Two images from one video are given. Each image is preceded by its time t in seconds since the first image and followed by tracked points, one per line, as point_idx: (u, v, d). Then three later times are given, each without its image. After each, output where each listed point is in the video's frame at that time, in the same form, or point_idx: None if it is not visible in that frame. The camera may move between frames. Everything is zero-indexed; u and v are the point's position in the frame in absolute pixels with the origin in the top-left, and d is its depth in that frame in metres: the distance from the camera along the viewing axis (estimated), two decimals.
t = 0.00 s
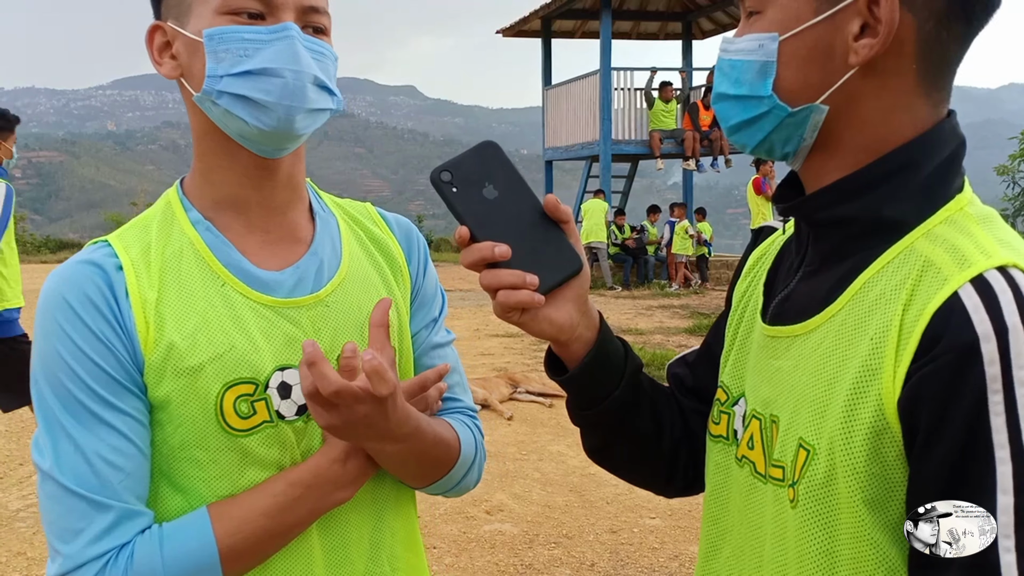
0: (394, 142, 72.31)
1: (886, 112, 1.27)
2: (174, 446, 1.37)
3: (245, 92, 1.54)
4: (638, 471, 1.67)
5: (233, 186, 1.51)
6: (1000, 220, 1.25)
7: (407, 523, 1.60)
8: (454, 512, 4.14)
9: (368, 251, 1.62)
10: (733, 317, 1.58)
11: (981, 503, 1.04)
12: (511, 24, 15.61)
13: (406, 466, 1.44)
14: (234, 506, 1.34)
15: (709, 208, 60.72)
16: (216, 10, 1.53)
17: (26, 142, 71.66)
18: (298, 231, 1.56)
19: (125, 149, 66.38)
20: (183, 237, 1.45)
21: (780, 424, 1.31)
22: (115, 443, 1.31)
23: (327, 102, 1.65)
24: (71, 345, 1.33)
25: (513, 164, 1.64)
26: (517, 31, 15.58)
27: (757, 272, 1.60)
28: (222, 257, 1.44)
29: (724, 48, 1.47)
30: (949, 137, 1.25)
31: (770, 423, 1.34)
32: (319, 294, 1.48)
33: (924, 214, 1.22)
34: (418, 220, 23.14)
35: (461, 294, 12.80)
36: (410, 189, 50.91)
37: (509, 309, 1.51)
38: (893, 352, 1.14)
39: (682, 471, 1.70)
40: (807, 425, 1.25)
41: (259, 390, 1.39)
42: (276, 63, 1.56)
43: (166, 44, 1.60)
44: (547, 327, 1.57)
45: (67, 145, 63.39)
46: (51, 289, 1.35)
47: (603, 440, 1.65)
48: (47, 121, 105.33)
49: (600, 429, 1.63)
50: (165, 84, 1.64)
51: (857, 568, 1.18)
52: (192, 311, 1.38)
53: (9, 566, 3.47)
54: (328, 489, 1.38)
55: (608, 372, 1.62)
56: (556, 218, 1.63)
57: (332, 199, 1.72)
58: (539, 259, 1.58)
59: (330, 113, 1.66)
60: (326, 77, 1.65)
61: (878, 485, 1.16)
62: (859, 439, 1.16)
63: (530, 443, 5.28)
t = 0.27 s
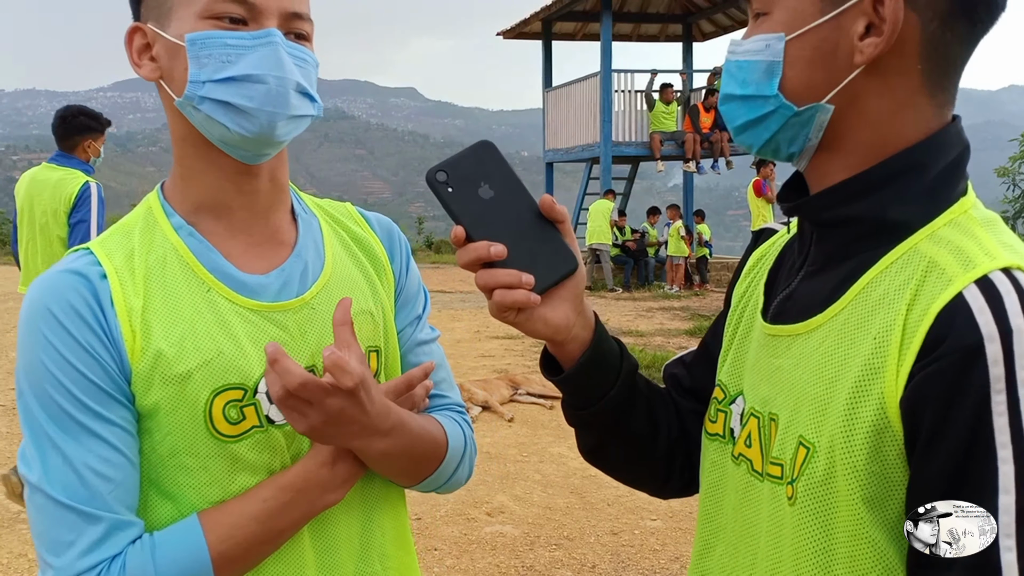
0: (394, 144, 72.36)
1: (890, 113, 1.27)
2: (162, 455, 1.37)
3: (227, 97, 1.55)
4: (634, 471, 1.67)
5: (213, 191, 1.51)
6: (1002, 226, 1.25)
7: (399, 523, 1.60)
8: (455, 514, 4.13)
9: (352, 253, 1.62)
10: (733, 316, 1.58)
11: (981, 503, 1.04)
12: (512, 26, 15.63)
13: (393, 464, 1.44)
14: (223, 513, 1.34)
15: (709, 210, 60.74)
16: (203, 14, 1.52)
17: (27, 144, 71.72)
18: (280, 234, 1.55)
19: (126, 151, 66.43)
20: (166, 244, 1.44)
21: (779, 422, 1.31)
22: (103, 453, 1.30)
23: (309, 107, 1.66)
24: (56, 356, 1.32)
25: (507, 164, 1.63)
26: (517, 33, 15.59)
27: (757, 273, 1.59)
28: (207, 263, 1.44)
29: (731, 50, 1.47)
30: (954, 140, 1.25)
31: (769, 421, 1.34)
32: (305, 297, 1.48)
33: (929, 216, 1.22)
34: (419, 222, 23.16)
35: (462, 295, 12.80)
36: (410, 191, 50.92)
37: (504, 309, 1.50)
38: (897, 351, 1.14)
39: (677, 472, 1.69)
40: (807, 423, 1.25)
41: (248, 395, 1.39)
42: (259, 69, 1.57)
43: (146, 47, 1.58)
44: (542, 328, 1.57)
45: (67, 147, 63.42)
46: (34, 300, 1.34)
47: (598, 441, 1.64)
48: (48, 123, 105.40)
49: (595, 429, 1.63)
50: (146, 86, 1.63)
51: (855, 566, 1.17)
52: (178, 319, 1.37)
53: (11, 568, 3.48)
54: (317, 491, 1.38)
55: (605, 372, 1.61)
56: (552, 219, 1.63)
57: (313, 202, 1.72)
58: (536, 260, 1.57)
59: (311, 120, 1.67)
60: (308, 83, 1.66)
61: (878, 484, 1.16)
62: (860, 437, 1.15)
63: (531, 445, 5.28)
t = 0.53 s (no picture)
0: (395, 146, 72.41)
1: (898, 115, 1.27)
2: (155, 458, 1.36)
3: (210, 102, 1.53)
4: (630, 474, 1.65)
5: (201, 193, 1.50)
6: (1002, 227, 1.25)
7: (393, 520, 1.59)
8: (455, 516, 4.13)
9: (338, 250, 1.62)
10: (731, 319, 1.57)
11: (982, 503, 1.03)
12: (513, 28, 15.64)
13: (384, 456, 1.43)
14: (217, 513, 1.33)
15: (710, 212, 60.74)
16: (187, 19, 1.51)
17: (28, 146, 71.81)
18: (267, 235, 1.55)
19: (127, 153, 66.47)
20: (154, 247, 1.44)
21: (780, 422, 1.30)
22: (96, 456, 1.30)
23: (294, 113, 1.64)
24: (47, 360, 1.32)
25: (501, 170, 1.63)
26: (518, 35, 15.60)
27: (756, 274, 1.59)
28: (195, 265, 1.43)
29: (739, 45, 1.46)
30: (955, 143, 1.25)
31: (769, 421, 1.33)
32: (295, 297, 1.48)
33: (930, 216, 1.21)
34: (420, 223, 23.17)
35: (462, 297, 12.79)
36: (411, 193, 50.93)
37: (503, 311, 1.50)
38: (900, 348, 1.13)
39: (674, 475, 1.68)
40: (808, 421, 1.24)
41: (239, 396, 1.39)
42: (241, 75, 1.56)
43: (130, 50, 1.59)
44: (541, 330, 1.57)
45: (69, 149, 63.49)
46: (23, 305, 1.34)
47: (595, 444, 1.63)
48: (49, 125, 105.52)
49: (592, 432, 1.62)
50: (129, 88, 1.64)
51: (854, 565, 1.17)
52: (167, 321, 1.37)
53: (10, 569, 3.47)
54: (310, 488, 1.37)
55: (602, 374, 1.60)
56: (546, 222, 1.61)
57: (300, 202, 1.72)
58: (532, 263, 1.57)
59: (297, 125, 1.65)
60: (293, 88, 1.65)
61: (879, 482, 1.15)
62: (862, 435, 1.15)
63: (532, 447, 5.27)
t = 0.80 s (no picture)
0: (396, 148, 72.46)
1: (897, 118, 1.27)
2: (154, 458, 1.37)
3: (208, 108, 1.54)
4: (630, 478, 1.65)
5: (199, 196, 1.51)
6: (996, 228, 1.25)
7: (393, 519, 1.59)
8: (456, 518, 4.12)
9: (336, 252, 1.61)
10: (727, 322, 1.56)
11: (982, 503, 1.03)
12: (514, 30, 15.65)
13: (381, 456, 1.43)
14: (216, 511, 1.33)
15: (712, 214, 60.74)
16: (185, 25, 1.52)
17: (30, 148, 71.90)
18: (264, 237, 1.55)
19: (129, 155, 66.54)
20: (151, 249, 1.44)
21: (777, 424, 1.30)
22: (95, 456, 1.30)
23: (291, 119, 1.65)
24: (46, 361, 1.32)
25: (500, 177, 1.64)
26: (520, 37, 15.61)
27: (753, 276, 1.58)
28: (193, 267, 1.44)
29: (740, 44, 1.47)
30: (948, 145, 1.25)
31: (766, 423, 1.33)
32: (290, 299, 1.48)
33: (925, 216, 1.21)
34: (422, 225, 23.19)
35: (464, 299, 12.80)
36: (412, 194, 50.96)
37: (501, 316, 1.50)
38: (896, 350, 1.13)
39: (672, 478, 1.67)
40: (806, 423, 1.24)
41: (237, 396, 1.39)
42: (240, 82, 1.56)
43: (129, 53, 1.59)
44: (539, 334, 1.57)
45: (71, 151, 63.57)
46: (21, 307, 1.35)
47: (593, 448, 1.63)
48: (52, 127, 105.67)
49: (591, 437, 1.61)
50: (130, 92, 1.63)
51: (855, 567, 1.16)
52: (165, 323, 1.37)
53: (12, 571, 3.47)
54: (305, 487, 1.37)
55: (598, 379, 1.60)
56: (544, 228, 1.62)
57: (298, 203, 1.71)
58: (530, 266, 1.57)
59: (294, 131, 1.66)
60: (290, 95, 1.65)
61: (878, 482, 1.15)
62: (860, 436, 1.15)
63: (533, 449, 5.26)
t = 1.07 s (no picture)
0: (397, 149, 72.50)
1: (894, 119, 1.27)
2: (161, 456, 1.37)
3: (219, 108, 1.53)
4: (626, 483, 1.65)
5: (204, 198, 1.51)
6: (990, 225, 1.25)
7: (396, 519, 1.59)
8: (457, 519, 4.12)
9: (337, 253, 1.62)
10: (722, 325, 1.57)
11: (981, 502, 1.03)
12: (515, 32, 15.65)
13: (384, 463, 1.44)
14: (224, 508, 1.34)
15: (712, 216, 60.75)
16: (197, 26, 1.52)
17: (31, 149, 71.94)
18: (266, 239, 1.55)
19: (130, 156, 66.58)
20: (156, 249, 1.44)
21: (771, 423, 1.30)
22: (104, 454, 1.30)
23: (297, 121, 1.66)
24: (51, 359, 1.32)
25: (496, 180, 1.63)
26: (520, 39, 15.61)
27: (747, 279, 1.58)
28: (198, 269, 1.44)
29: (739, 47, 1.46)
30: (941, 147, 1.26)
31: (760, 422, 1.33)
32: (296, 300, 1.48)
33: (919, 215, 1.22)
34: (422, 226, 23.19)
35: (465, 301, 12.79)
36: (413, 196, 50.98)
37: (495, 318, 1.50)
38: (891, 346, 1.13)
39: (669, 483, 1.68)
40: (800, 421, 1.24)
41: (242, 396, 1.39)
42: (250, 84, 1.56)
43: (137, 53, 1.57)
44: (533, 338, 1.56)
45: (71, 152, 63.58)
46: (28, 308, 1.35)
47: (590, 453, 1.63)
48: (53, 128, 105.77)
49: (588, 441, 1.61)
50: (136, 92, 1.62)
51: (851, 564, 1.16)
52: (171, 323, 1.38)
53: (13, 572, 3.47)
54: (312, 485, 1.37)
55: (595, 384, 1.60)
56: (539, 233, 1.62)
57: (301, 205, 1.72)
58: (525, 270, 1.57)
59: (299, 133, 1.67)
60: (297, 97, 1.66)
61: (873, 478, 1.15)
62: (855, 432, 1.15)
63: (533, 451, 5.26)
